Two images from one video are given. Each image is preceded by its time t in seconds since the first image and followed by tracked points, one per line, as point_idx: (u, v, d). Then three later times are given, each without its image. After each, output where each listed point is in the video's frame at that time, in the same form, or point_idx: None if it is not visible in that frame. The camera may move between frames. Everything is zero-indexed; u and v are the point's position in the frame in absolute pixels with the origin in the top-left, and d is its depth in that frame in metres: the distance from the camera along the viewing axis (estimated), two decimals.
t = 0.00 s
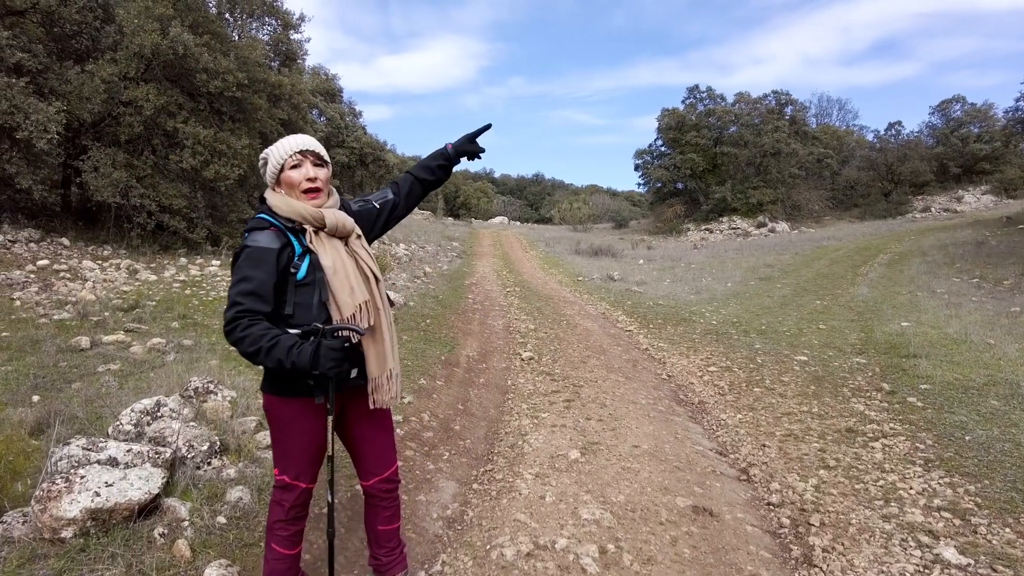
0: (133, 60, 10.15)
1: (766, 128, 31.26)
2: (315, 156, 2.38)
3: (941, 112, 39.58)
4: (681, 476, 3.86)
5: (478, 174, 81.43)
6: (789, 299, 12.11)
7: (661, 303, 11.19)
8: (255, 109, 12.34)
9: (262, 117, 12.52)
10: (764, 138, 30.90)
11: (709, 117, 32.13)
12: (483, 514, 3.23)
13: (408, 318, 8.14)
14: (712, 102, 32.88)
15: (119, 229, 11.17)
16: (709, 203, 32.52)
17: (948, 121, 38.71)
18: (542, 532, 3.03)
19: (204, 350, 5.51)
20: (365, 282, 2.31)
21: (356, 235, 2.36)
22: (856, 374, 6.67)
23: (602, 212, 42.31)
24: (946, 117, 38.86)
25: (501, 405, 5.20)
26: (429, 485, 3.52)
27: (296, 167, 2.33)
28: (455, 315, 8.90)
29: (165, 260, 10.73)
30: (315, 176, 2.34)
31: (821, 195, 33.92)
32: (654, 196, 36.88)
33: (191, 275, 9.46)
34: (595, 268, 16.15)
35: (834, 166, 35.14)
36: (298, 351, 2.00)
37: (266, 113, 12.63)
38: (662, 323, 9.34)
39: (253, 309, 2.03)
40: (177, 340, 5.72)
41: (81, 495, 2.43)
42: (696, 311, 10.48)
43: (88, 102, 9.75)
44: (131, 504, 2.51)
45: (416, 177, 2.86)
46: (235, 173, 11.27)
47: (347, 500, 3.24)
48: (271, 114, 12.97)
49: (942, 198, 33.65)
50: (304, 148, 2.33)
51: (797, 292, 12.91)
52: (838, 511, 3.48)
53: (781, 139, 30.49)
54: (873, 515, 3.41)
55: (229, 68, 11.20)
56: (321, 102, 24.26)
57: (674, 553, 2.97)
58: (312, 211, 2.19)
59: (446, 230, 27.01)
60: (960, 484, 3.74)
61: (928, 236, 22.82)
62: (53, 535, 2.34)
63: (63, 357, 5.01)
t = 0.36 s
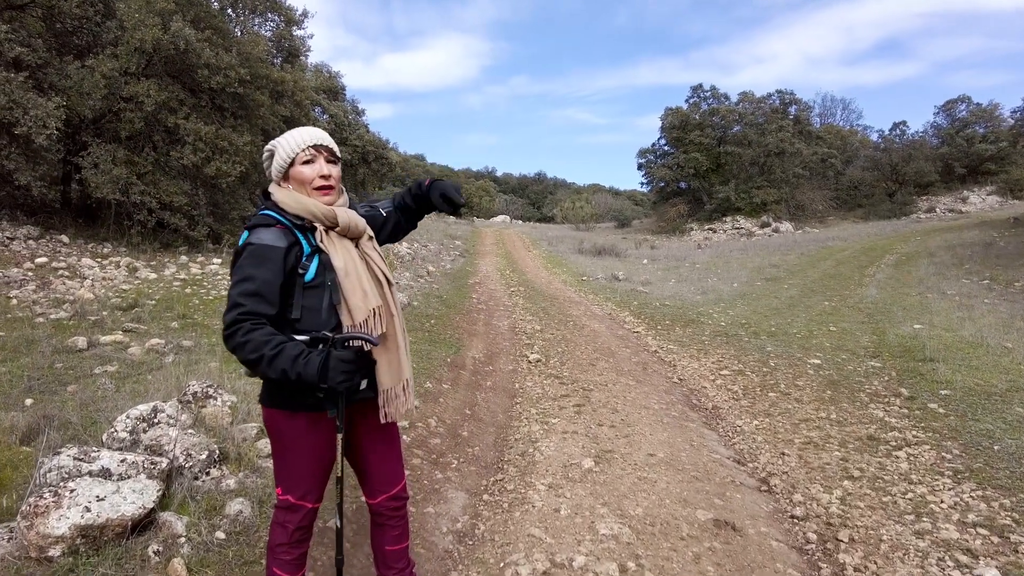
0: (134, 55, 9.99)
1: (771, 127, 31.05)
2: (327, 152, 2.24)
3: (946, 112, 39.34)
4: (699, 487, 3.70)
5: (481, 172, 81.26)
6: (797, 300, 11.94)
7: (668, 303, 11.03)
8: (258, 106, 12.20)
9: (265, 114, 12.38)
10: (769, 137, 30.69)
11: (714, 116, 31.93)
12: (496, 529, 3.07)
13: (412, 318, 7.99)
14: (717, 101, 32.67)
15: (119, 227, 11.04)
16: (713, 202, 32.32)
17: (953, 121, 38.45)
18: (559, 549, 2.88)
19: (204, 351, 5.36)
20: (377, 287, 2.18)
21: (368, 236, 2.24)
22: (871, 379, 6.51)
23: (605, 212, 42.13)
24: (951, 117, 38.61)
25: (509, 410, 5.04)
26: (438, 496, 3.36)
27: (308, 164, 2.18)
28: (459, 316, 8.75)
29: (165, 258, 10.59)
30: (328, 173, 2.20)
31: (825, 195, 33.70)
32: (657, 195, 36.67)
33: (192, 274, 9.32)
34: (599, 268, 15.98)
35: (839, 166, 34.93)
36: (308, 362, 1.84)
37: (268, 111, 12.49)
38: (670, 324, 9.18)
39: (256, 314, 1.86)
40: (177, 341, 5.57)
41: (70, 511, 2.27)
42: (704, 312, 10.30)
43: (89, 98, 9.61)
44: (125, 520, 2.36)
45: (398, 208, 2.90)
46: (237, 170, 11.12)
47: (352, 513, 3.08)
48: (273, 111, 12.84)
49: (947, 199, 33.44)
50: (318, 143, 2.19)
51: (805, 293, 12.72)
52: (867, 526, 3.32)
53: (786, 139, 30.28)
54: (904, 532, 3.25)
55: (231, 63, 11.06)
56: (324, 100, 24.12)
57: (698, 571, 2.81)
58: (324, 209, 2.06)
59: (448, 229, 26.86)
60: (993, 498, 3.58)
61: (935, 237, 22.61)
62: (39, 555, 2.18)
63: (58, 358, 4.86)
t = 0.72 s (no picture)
0: (133, 49, 9.87)
1: (774, 123, 30.85)
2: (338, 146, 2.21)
3: (949, 108, 39.09)
4: (711, 492, 3.61)
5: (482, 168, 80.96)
6: (801, 298, 11.83)
7: (671, 301, 10.92)
8: (258, 101, 12.09)
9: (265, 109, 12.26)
10: (772, 134, 30.51)
11: (716, 112, 31.72)
12: (504, 536, 2.99)
13: (414, 316, 7.89)
14: (719, 97, 32.45)
15: (119, 223, 10.94)
16: (715, 198, 32.16)
17: (956, 117, 38.21)
18: (568, 558, 2.80)
19: (204, 351, 5.27)
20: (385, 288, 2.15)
21: (375, 237, 2.24)
22: (880, 379, 6.41)
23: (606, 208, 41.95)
24: (955, 114, 38.37)
25: (514, 410, 4.96)
26: (444, 502, 3.28)
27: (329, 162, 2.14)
28: (462, 313, 8.66)
29: (165, 254, 10.50)
30: (347, 170, 2.19)
31: (828, 191, 33.53)
32: (659, 192, 36.50)
33: (192, 270, 9.24)
34: (602, 264, 15.87)
35: (842, 162, 34.73)
36: (327, 370, 1.76)
37: (268, 106, 12.37)
38: (674, 322, 9.08)
39: (267, 321, 1.76)
40: (176, 340, 5.48)
41: (63, 521, 2.19)
42: (708, 310, 10.20)
43: (88, 92, 9.50)
44: (120, 530, 2.28)
45: (394, 220, 2.66)
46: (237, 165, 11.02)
47: (356, 520, 3.00)
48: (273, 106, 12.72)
49: (950, 195, 33.28)
50: (335, 139, 2.15)
51: (808, 290, 12.62)
52: (883, 534, 3.24)
53: (789, 135, 30.09)
54: (922, 540, 3.17)
55: (231, 58, 10.93)
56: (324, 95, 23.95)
57: None
58: (338, 209, 2.02)
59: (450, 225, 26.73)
60: (1012, 505, 3.49)
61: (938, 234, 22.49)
62: (31, 566, 2.10)
63: (55, 358, 4.77)
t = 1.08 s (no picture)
0: (127, 41, 9.79)
1: (774, 114, 30.71)
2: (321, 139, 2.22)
3: (949, 98, 38.89)
4: (704, 485, 3.61)
5: (482, 159, 80.69)
6: (799, 289, 11.83)
7: (670, 292, 10.90)
8: (254, 93, 12.01)
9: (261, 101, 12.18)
10: (771, 124, 30.36)
11: (716, 102, 31.54)
12: (494, 531, 2.98)
13: (411, 309, 7.88)
14: (719, 87, 32.28)
15: (115, 216, 10.90)
16: (715, 189, 32.05)
17: (957, 107, 38.00)
18: (559, 552, 2.81)
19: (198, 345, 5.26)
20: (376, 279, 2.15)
21: (363, 229, 2.24)
22: (876, 370, 6.41)
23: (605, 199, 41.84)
24: (955, 103, 38.17)
25: (509, 403, 4.95)
26: (436, 496, 3.28)
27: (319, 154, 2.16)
28: (459, 306, 8.65)
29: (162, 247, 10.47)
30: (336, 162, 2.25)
31: (828, 182, 33.42)
32: (658, 182, 36.39)
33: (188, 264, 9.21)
34: (600, 256, 15.84)
35: (841, 153, 34.59)
36: (326, 367, 1.75)
37: (264, 98, 12.29)
38: (672, 314, 9.07)
39: (260, 320, 1.72)
40: (171, 334, 5.47)
41: (50, 518, 2.18)
42: (706, 301, 10.19)
43: (83, 85, 9.43)
44: (108, 526, 2.28)
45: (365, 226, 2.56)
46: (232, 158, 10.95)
47: (347, 515, 3.00)
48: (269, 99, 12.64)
49: (950, 185, 33.17)
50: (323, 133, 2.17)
51: (807, 282, 12.61)
52: (876, 526, 3.25)
53: (789, 125, 29.97)
54: (914, 532, 3.18)
55: (226, 50, 10.86)
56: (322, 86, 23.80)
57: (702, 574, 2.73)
58: (334, 199, 2.01)
59: (449, 217, 26.67)
60: (1005, 497, 3.50)
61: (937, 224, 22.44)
62: (18, 562, 2.09)
63: (49, 353, 4.76)
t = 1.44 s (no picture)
0: (122, 41, 9.78)
1: (772, 111, 30.66)
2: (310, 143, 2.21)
3: (948, 95, 38.82)
4: (692, 485, 3.61)
5: (481, 157, 80.62)
6: (795, 286, 11.82)
7: (666, 290, 10.90)
8: (250, 92, 12.00)
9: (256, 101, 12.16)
10: (770, 121, 30.30)
11: (714, 100, 31.48)
12: (478, 532, 2.99)
13: (406, 308, 7.88)
14: (717, 84, 32.21)
15: (111, 216, 10.91)
16: (713, 187, 32.02)
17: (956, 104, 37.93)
18: (542, 553, 2.82)
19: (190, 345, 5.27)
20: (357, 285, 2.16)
21: (346, 234, 2.24)
22: (869, 369, 6.41)
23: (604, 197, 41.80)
24: (954, 100, 38.09)
25: (499, 403, 4.96)
26: (422, 496, 3.29)
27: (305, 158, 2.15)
28: (454, 305, 8.64)
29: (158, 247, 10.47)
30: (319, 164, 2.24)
31: (826, 179, 33.38)
32: (657, 180, 36.35)
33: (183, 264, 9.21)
34: (597, 254, 15.84)
35: (840, 150, 34.54)
36: (305, 369, 1.76)
37: (260, 98, 12.28)
38: (667, 312, 9.08)
39: (240, 320, 1.72)
40: (163, 335, 5.47)
41: (30, 521, 2.19)
42: (702, 300, 10.18)
43: (78, 85, 9.43)
44: (89, 529, 2.29)
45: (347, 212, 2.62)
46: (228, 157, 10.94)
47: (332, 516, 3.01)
48: (265, 98, 12.62)
49: (948, 182, 33.12)
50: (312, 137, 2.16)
51: (803, 279, 12.60)
52: (861, 526, 3.26)
53: (788, 122, 29.93)
54: (899, 532, 3.18)
55: (222, 50, 10.85)
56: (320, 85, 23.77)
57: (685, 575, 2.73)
58: (319, 206, 2.01)
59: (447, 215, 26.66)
60: (991, 496, 3.50)
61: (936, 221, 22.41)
62: None
63: (40, 354, 4.77)
